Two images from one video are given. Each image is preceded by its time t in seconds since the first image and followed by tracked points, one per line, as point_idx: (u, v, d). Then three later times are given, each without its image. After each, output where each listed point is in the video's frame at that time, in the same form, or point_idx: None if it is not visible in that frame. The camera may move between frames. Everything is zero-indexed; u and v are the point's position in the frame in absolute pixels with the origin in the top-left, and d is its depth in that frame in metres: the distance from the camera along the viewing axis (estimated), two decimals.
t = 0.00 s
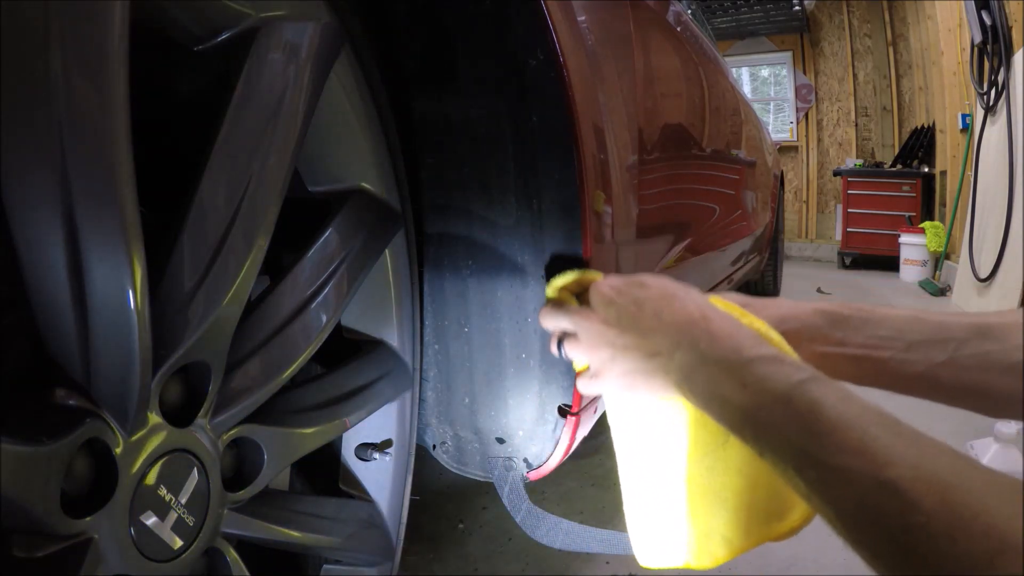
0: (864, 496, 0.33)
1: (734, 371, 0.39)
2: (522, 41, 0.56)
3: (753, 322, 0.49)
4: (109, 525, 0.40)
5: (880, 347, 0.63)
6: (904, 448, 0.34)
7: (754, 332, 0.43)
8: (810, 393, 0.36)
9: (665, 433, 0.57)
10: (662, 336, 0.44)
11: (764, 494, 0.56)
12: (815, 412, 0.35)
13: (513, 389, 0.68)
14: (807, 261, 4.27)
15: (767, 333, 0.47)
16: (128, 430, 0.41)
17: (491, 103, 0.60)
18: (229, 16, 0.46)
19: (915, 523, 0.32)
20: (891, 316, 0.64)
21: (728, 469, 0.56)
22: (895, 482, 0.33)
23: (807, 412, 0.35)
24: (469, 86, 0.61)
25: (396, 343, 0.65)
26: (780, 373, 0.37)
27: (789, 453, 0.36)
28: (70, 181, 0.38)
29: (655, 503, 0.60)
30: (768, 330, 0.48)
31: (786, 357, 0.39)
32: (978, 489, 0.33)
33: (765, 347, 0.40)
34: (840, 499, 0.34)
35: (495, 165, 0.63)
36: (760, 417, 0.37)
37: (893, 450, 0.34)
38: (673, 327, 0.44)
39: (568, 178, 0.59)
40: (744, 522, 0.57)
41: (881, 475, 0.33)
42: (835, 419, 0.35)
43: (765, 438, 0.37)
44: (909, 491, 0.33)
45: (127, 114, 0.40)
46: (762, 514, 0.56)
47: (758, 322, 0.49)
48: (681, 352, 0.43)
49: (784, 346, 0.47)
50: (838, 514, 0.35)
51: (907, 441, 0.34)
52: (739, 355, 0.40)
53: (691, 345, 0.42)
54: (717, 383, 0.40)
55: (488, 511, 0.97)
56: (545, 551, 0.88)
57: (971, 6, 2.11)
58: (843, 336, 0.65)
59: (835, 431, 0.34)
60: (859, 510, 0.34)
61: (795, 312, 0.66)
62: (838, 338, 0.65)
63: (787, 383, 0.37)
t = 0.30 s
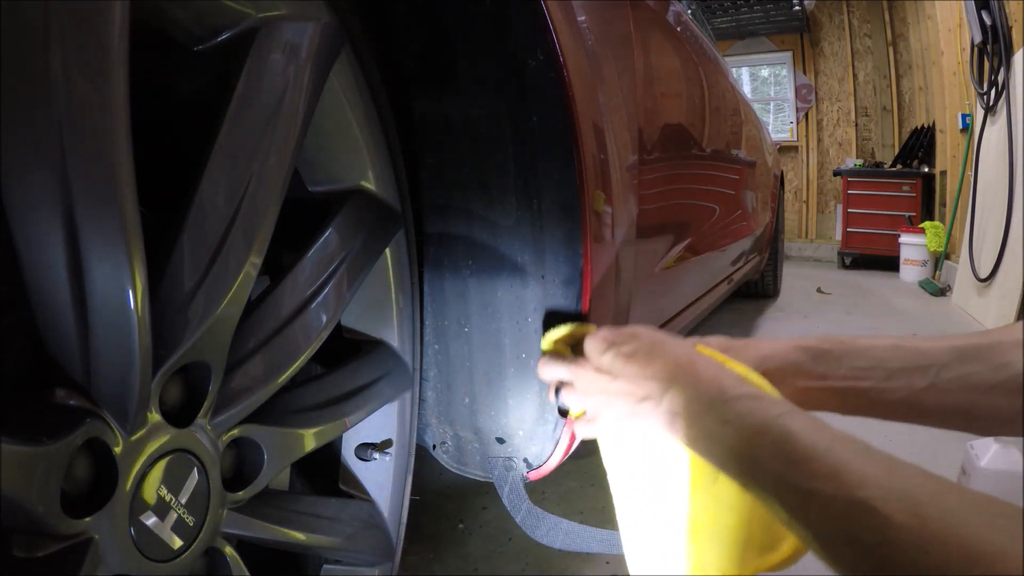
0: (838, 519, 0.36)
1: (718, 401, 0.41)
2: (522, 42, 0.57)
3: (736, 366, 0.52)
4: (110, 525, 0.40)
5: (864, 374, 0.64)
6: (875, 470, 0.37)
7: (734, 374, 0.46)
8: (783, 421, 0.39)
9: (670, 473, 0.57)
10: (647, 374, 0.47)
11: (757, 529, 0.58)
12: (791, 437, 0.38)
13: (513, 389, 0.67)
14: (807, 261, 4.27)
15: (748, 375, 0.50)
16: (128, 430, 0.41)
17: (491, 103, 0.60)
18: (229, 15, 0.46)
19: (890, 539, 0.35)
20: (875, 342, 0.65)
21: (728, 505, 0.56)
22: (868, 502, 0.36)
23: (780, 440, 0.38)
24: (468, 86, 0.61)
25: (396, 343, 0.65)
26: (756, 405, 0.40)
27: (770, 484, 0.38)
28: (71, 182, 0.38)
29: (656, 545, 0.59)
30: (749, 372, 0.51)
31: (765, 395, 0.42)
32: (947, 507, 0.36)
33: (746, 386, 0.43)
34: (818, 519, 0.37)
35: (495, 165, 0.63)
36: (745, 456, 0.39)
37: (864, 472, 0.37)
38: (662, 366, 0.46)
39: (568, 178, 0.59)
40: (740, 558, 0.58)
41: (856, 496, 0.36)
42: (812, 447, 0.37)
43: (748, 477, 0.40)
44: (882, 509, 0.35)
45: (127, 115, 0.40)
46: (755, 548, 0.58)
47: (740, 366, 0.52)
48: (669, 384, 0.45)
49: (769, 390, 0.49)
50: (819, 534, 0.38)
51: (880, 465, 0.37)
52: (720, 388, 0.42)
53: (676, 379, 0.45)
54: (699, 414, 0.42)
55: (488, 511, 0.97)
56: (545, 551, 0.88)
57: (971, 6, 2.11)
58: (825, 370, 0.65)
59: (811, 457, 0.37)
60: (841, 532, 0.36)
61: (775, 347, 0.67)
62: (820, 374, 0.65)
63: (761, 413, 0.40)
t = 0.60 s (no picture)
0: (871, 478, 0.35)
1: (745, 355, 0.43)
2: (521, 42, 0.57)
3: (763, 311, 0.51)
4: (109, 525, 0.40)
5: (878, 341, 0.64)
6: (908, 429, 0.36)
7: (763, 318, 0.47)
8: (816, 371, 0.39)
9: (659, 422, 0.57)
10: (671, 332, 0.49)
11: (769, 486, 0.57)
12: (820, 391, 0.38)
13: (513, 389, 0.67)
14: (807, 261, 4.27)
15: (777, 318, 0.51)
16: (128, 430, 0.41)
17: (491, 103, 0.60)
18: (229, 15, 0.46)
19: (926, 510, 0.33)
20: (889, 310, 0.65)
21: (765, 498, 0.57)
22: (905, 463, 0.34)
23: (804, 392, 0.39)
24: (468, 86, 0.61)
25: (396, 343, 0.65)
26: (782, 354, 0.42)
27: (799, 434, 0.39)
28: (70, 181, 0.38)
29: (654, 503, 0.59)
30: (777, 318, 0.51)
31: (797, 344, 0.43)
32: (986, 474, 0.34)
33: (779, 334, 0.44)
34: (851, 488, 0.36)
35: (495, 166, 0.63)
36: (784, 401, 0.40)
37: (904, 437, 0.35)
38: (686, 318, 0.48)
39: (568, 178, 0.59)
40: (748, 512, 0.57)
41: (894, 459, 0.35)
42: (834, 389, 0.38)
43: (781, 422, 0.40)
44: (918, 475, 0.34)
45: (127, 114, 0.40)
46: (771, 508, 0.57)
47: (763, 310, 0.51)
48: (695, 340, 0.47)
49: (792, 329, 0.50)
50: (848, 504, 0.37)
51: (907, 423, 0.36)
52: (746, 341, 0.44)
53: (701, 334, 0.47)
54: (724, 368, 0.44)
55: (488, 510, 0.97)
56: (544, 551, 0.88)
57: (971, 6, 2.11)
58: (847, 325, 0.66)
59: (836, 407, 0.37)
60: (868, 496, 0.35)
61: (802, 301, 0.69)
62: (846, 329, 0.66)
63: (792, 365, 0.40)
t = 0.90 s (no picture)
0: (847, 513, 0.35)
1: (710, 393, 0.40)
2: (522, 42, 0.57)
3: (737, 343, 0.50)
4: (109, 525, 0.40)
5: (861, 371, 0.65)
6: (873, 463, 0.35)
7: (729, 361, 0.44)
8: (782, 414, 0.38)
9: (674, 473, 0.63)
10: (643, 368, 0.45)
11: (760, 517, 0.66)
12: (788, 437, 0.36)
13: (513, 389, 0.67)
14: (807, 261, 4.27)
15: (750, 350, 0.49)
16: (128, 430, 0.41)
17: (491, 103, 0.60)
18: (229, 14, 0.46)
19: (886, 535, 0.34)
20: (866, 339, 0.65)
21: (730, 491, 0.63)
22: (873, 498, 0.34)
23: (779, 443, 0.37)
24: (469, 86, 0.61)
25: (396, 343, 0.65)
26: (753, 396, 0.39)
27: (765, 473, 0.37)
28: (70, 181, 0.38)
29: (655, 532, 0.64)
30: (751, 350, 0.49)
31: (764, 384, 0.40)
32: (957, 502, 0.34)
33: (742, 372, 0.41)
34: (826, 522, 0.36)
35: (495, 166, 0.63)
36: (739, 440, 0.38)
37: (868, 469, 0.35)
38: (658, 359, 0.44)
39: (568, 178, 0.59)
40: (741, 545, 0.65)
41: (852, 488, 0.35)
42: (811, 439, 0.36)
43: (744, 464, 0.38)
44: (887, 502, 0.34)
45: (127, 115, 0.40)
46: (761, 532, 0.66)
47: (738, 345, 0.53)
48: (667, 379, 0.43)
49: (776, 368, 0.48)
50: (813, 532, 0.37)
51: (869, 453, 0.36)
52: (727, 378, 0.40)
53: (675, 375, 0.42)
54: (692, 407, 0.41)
55: (488, 510, 0.97)
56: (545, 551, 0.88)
57: (972, 6, 2.11)
58: (826, 357, 0.67)
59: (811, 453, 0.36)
60: (839, 531, 0.35)
61: (776, 336, 0.68)
62: (821, 365, 0.67)
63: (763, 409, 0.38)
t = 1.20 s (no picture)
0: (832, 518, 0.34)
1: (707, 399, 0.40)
2: (522, 42, 0.56)
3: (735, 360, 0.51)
4: (109, 525, 0.40)
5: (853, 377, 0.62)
6: (874, 472, 0.35)
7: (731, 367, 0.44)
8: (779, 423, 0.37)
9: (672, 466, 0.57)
10: (643, 370, 0.44)
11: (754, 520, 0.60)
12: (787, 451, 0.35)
13: (513, 389, 0.67)
14: (807, 261, 4.27)
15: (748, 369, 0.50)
16: (128, 430, 0.41)
17: (491, 103, 0.60)
18: (229, 15, 0.46)
19: (881, 544, 0.33)
20: (855, 341, 0.62)
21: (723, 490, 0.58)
22: (865, 506, 0.33)
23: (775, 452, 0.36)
24: (469, 86, 0.61)
25: (396, 343, 0.65)
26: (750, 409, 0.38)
27: (767, 484, 0.36)
28: (71, 182, 0.38)
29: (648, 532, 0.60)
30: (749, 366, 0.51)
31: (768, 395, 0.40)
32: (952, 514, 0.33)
33: (739, 380, 0.41)
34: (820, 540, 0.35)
35: (495, 166, 0.63)
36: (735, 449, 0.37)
37: (864, 477, 0.34)
38: (656, 364, 0.44)
39: (568, 178, 0.59)
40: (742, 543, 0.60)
41: (850, 497, 0.34)
42: (806, 449, 0.35)
43: (741, 476, 0.38)
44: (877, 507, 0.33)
45: (126, 115, 0.40)
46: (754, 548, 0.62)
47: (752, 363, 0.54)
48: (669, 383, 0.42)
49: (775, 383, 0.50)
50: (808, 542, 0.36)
51: (865, 459, 0.35)
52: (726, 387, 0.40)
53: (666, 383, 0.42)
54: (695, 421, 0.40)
55: (488, 511, 0.97)
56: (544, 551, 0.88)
57: (972, 6, 2.10)
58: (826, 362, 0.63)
59: (811, 463, 0.35)
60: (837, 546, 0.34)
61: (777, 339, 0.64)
62: (819, 368, 0.63)
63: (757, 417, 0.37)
